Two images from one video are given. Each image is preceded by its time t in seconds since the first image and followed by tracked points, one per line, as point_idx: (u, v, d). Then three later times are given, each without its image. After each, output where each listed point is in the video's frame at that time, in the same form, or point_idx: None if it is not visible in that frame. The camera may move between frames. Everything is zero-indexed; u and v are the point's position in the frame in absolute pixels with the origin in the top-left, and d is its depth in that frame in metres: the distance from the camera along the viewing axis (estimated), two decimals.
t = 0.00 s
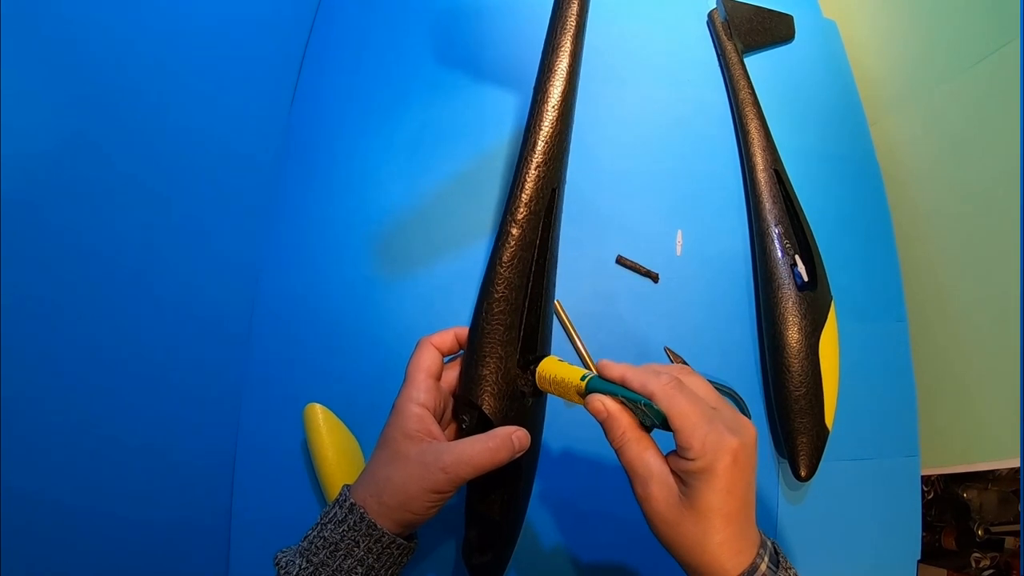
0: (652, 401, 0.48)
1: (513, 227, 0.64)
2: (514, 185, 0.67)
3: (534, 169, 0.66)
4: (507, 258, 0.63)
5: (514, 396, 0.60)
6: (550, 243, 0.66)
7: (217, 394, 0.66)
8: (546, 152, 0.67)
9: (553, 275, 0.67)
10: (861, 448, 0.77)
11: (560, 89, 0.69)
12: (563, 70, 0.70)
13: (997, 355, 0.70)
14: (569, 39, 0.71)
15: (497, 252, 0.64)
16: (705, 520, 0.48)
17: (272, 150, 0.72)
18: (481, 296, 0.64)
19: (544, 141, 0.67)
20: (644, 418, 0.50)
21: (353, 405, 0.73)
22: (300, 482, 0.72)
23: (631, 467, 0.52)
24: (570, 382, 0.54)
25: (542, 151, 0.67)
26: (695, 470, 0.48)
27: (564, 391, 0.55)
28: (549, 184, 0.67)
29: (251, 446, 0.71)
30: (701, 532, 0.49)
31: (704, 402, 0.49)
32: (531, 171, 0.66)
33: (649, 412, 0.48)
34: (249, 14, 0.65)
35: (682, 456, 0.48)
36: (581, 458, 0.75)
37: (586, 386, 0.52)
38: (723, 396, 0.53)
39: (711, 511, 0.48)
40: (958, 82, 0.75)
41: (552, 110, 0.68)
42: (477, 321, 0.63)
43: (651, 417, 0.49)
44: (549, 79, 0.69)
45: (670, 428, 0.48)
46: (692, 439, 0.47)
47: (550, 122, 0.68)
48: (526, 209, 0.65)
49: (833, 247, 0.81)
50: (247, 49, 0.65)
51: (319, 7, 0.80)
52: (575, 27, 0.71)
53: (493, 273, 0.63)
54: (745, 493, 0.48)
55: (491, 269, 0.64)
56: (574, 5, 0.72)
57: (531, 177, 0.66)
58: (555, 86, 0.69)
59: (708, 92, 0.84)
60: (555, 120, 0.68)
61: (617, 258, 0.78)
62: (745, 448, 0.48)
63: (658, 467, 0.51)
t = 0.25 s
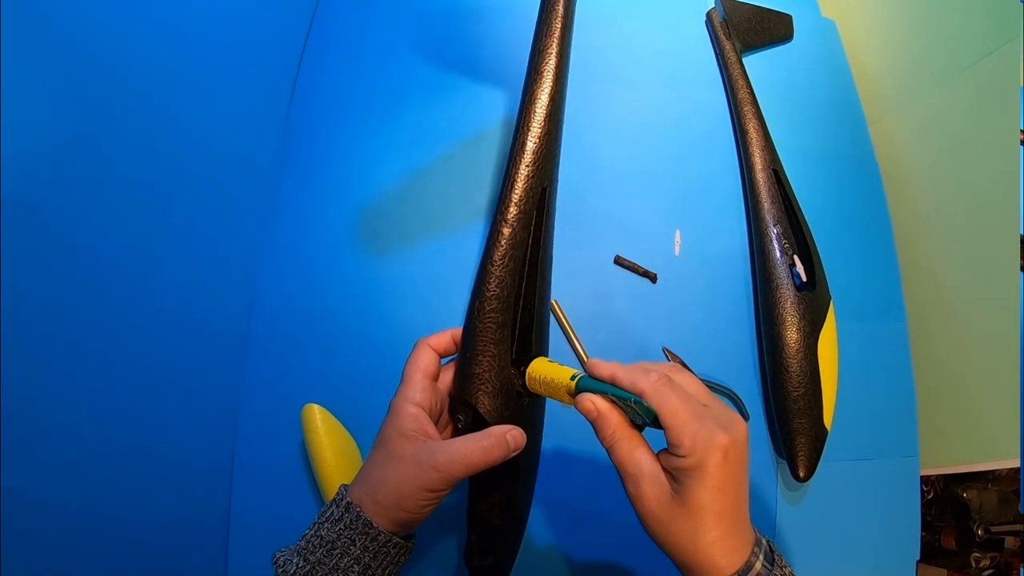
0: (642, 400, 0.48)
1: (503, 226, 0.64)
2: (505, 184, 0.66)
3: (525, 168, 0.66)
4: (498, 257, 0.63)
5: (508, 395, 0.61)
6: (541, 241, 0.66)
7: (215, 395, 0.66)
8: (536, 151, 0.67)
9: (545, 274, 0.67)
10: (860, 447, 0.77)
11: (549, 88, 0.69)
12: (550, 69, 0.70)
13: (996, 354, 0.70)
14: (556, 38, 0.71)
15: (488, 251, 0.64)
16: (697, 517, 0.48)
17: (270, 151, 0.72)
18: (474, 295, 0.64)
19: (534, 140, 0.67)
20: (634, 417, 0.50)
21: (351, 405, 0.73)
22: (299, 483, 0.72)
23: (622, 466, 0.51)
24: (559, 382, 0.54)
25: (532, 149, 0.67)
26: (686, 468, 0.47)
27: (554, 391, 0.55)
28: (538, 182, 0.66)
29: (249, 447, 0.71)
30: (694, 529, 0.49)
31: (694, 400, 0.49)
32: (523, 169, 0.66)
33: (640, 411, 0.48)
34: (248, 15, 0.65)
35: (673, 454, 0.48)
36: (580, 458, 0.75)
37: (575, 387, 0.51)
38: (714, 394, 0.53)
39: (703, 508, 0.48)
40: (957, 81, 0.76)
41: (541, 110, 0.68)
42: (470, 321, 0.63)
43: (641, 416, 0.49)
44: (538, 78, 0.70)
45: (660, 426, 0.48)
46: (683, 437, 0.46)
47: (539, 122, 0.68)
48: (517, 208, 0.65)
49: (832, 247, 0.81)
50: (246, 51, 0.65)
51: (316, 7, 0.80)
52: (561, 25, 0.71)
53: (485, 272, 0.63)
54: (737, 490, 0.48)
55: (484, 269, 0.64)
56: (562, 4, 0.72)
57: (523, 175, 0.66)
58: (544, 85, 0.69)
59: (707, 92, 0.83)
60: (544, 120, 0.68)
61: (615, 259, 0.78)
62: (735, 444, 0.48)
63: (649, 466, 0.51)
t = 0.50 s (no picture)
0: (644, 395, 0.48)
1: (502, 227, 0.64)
2: (502, 184, 0.66)
3: (523, 168, 0.66)
4: (495, 257, 0.63)
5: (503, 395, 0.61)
6: (539, 242, 0.66)
7: (214, 396, 0.66)
8: (535, 152, 0.67)
9: (543, 274, 0.67)
10: (859, 446, 0.77)
11: (547, 91, 0.69)
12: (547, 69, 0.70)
13: (995, 354, 0.70)
14: (554, 39, 0.71)
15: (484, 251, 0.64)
16: (697, 515, 0.48)
17: (269, 151, 0.72)
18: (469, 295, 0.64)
19: (533, 141, 0.67)
20: (635, 414, 0.50)
21: (350, 406, 0.74)
22: (298, 483, 0.72)
23: (622, 462, 0.51)
24: (559, 376, 0.54)
25: (531, 149, 0.67)
26: (688, 464, 0.47)
27: (554, 385, 0.55)
28: (535, 182, 0.66)
29: (249, 448, 0.72)
30: (693, 527, 0.49)
31: (696, 397, 0.49)
32: (521, 170, 0.66)
33: (640, 407, 0.48)
34: (247, 16, 0.65)
35: (675, 450, 0.48)
36: (579, 459, 0.75)
37: (575, 381, 0.51)
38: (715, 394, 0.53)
39: (703, 505, 0.48)
40: (956, 82, 0.76)
41: (538, 112, 0.68)
42: (465, 320, 0.63)
43: (642, 412, 0.48)
44: (537, 79, 0.70)
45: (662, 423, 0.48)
46: (684, 433, 0.46)
47: (537, 123, 0.68)
48: (515, 208, 0.65)
49: (831, 246, 0.81)
50: (245, 53, 0.66)
51: (316, 8, 0.80)
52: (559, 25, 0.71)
53: (481, 271, 0.63)
54: (737, 488, 0.48)
55: (479, 268, 0.63)
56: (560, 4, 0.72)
57: (520, 176, 0.66)
58: (543, 85, 0.69)
59: (706, 92, 0.83)
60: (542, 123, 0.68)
61: (614, 260, 0.78)
62: (736, 442, 0.48)
63: (649, 463, 0.50)
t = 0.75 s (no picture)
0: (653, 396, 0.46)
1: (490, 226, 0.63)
2: (491, 182, 0.66)
3: (511, 166, 0.65)
4: (487, 258, 0.62)
5: (500, 394, 0.60)
6: (528, 238, 0.65)
7: (215, 397, 0.66)
8: (524, 149, 0.66)
9: (536, 268, 0.66)
10: (859, 446, 0.77)
11: (530, 90, 0.69)
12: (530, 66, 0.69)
13: (996, 354, 0.70)
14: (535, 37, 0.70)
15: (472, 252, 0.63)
16: (707, 515, 0.48)
17: (268, 152, 0.72)
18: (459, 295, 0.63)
19: (520, 140, 0.67)
20: (643, 415, 0.49)
21: (350, 406, 0.74)
22: (298, 482, 0.72)
23: (631, 465, 0.50)
24: (562, 376, 0.52)
25: (519, 147, 0.67)
26: (700, 465, 0.47)
27: (556, 385, 0.53)
28: (520, 181, 0.65)
29: (249, 448, 0.72)
30: (703, 527, 0.49)
31: (705, 398, 0.49)
32: (509, 169, 0.65)
33: (652, 408, 0.46)
34: (247, 17, 0.65)
35: (685, 451, 0.48)
36: (579, 459, 0.75)
37: (581, 381, 0.50)
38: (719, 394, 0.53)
39: (713, 506, 0.48)
40: (956, 83, 0.76)
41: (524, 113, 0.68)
42: (456, 321, 0.62)
43: (653, 414, 0.47)
44: (520, 77, 0.69)
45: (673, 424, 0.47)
46: (698, 434, 0.46)
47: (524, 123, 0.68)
48: (504, 206, 0.64)
49: (831, 246, 0.81)
50: (245, 53, 0.65)
51: (316, 8, 0.80)
52: (539, 22, 0.70)
53: (472, 271, 0.62)
54: (745, 488, 0.49)
55: (471, 267, 0.62)
56: None
57: (509, 174, 0.65)
58: (525, 85, 0.69)
59: (706, 93, 0.83)
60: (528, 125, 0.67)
61: (614, 261, 0.78)
62: (746, 443, 0.48)
63: (658, 464, 0.50)
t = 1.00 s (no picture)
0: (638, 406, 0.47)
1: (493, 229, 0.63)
2: (492, 185, 0.65)
3: (513, 170, 0.65)
4: (489, 260, 0.62)
5: (501, 396, 0.60)
6: (529, 240, 0.65)
7: (215, 397, 0.66)
8: (525, 152, 0.66)
9: (539, 269, 0.66)
10: (860, 447, 0.77)
11: (532, 94, 0.68)
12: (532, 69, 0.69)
13: (996, 355, 0.70)
14: (536, 39, 0.70)
15: (473, 253, 0.63)
16: (695, 518, 0.49)
17: (268, 152, 0.72)
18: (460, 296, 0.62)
19: (522, 142, 0.66)
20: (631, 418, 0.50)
21: (351, 407, 0.73)
22: (299, 483, 0.72)
23: (620, 466, 0.51)
24: (553, 380, 0.53)
25: (521, 150, 0.66)
26: (686, 470, 0.48)
27: (547, 388, 0.54)
28: (522, 183, 0.65)
29: (249, 448, 0.71)
30: (691, 530, 0.49)
31: (693, 403, 0.49)
32: (511, 172, 0.65)
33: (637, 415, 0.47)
34: (247, 17, 0.65)
35: (673, 456, 0.48)
36: (580, 459, 0.75)
37: (570, 386, 0.50)
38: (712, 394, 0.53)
39: (701, 510, 0.48)
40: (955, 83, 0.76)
41: (525, 117, 0.68)
42: (457, 322, 0.61)
43: (639, 419, 0.48)
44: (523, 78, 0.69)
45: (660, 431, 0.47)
46: (683, 441, 0.46)
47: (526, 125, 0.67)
48: (507, 208, 0.64)
49: (832, 247, 0.81)
50: (245, 52, 0.65)
51: (316, 8, 0.80)
52: (541, 24, 0.70)
53: (473, 272, 0.62)
54: (734, 491, 0.49)
55: (472, 271, 0.62)
56: None
57: (511, 178, 0.65)
58: (528, 89, 0.68)
59: (707, 93, 0.83)
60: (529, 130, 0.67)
61: (615, 262, 0.78)
62: (734, 447, 0.48)
63: (647, 467, 0.51)
